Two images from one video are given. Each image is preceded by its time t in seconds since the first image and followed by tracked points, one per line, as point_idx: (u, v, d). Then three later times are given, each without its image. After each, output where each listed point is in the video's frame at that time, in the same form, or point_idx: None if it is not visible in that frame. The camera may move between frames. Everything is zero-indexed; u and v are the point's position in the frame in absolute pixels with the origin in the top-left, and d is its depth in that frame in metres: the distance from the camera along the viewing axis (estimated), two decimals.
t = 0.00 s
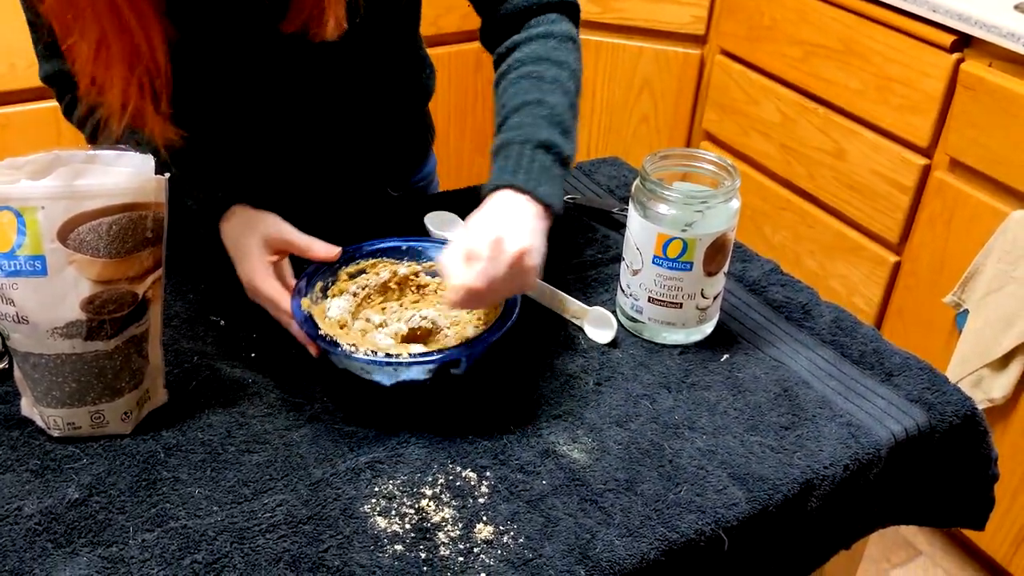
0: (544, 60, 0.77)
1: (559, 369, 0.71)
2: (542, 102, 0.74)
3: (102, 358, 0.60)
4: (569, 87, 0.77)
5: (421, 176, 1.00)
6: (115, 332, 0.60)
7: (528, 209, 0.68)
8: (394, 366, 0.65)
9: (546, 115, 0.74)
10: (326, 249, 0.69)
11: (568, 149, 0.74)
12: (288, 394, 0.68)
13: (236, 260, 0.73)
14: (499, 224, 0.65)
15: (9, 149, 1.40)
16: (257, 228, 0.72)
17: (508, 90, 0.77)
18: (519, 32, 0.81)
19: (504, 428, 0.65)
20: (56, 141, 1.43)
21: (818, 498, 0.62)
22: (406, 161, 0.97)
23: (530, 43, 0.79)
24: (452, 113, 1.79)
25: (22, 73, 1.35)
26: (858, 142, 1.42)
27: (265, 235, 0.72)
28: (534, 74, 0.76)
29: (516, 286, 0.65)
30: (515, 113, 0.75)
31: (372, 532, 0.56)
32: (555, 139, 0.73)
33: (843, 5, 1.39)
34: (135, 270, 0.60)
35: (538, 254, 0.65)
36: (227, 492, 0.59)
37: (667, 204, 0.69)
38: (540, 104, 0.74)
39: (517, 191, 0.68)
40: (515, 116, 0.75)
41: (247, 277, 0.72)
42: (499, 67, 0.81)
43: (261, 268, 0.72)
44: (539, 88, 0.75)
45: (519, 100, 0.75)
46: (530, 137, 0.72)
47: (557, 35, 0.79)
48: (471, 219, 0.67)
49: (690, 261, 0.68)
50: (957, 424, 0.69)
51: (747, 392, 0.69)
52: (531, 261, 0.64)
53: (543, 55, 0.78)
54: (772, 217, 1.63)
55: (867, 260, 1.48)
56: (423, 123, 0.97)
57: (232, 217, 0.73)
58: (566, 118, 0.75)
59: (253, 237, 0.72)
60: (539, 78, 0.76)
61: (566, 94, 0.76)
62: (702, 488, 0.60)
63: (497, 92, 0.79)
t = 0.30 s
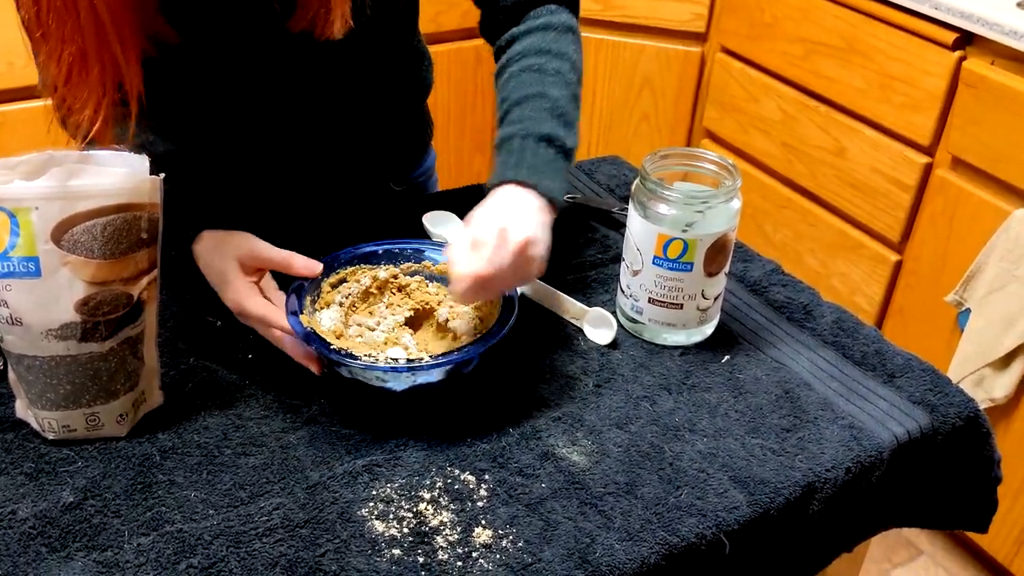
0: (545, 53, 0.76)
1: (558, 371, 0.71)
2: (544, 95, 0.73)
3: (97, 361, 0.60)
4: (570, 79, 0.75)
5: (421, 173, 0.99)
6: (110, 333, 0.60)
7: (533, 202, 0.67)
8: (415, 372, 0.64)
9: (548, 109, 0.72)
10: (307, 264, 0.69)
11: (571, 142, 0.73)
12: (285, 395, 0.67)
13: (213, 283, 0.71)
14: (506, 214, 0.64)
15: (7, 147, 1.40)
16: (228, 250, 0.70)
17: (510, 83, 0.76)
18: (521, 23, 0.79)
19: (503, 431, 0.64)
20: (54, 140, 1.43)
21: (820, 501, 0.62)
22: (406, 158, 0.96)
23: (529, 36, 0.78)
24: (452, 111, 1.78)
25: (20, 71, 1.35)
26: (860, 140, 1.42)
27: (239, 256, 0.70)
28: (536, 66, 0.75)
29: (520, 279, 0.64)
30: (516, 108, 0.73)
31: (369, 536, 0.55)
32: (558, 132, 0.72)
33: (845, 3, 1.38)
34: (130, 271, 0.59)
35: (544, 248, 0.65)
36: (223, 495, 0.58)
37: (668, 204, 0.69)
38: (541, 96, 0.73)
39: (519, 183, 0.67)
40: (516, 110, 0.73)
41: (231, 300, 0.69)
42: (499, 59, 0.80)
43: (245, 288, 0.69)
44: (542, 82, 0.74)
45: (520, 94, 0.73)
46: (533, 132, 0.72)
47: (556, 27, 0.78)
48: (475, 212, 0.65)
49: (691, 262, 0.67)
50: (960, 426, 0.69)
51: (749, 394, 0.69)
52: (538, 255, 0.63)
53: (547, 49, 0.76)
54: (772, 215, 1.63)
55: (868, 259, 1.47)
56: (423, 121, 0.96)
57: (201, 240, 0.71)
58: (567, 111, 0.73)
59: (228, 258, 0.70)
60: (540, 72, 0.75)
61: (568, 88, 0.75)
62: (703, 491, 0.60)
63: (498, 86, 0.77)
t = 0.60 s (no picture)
0: (555, 50, 0.75)
1: (570, 372, 0.70)
2: (554, 92, 0.73)
3: (106, 362, 0.59)
4: (579, 75, 0.75)
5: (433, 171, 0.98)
6: (119, 334, 0.59)
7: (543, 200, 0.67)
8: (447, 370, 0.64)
9: (558, 106, 0.72)
10: (305, 286, 0.68)
11: (581, 140, 0.72)
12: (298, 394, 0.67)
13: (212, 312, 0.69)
14: (516, 214, 0.65)
15: (14, 145, 1.39)
16: (226, 278, 0.69)
17: (517, 81, 0.75)
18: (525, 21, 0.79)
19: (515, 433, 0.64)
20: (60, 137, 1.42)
21: (835, 505, 0.61)
22: (416, 156, 0.95)
23: (538, 33, 0.77)
24: (459, 109, 1.78)
25: (27, 69, 1.34)
26: (870, 138, 1.41)
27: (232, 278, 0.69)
28: (546, 63, 0.74)
29: (537, 275, 0.65)
30: (527, 106, 0.73)
31: (380, 540, 0.55)
32: (569, 130, 0.71)
33: None
34: (138, 272, 0.59)
35: (560, 245, 0.65)
36: (233, 498, 0.57)
37: (680, 204, 0.68)
38: (551, 94, 0.73)
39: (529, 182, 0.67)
40: (525, 108, 0.73)
41: (226, 321, 0.67)
42: (507, 57, 0.79)
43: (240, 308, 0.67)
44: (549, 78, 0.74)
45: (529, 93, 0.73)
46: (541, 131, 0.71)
47: (566, 23, 0.77)
48: (485, 211, 0.67)
49: (704, 262, 0.67)
50: (976, 428, 0.68)
51: (762, 396, 0.68)
52: (549, 252, 0.64)
53: (554, 44, 0.76)
54: (782, 214, 1.62)
55: (878, 258, 1.46)
56: (434, 118, 0.95)
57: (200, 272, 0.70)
58: (577, 108, 0.73)
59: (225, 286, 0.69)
60: (549, 69, 0.74)
61: (575, 82, 0.74)
62: (717, 494, 0.59)
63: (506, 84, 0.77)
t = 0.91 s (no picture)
0: (563, 50, 0.75)
1: (583, 373, 0.70)
2: (562, 94, 0.73)
3: (117, 363, 0.59)
4: (588, 76, 0.75)
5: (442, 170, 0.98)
6: (130, 336, 0.59)
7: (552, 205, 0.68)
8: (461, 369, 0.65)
9: (566, 109, 0.73)
10: (334, 329, 0.63)
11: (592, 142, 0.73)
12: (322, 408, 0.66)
13: (242, 333, 0.66)
14: (520, 221, 0.65)
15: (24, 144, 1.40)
16: (258, 298, 0.66)
17: (526, 82, 0.76)
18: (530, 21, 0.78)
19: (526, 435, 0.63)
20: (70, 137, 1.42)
21: (849, 508, 0.60)
22: (426, 154, 0.95)
23: (546, 32, 0.76)
24: (469, 107, 1.77)
25: (36, 68, 1.35)
26: (882, 136, 1.40)
27: (269, 303, 0.66)
28: (552, 64, 0.75)
29: (538, 282, 0.65)
30: (535, 109, 0.73)
31: (392, 543, 0.55)
32: (579, 133, 0.72)
33: None
34: (150, 274, 0.59)
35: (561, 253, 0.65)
36: (244, 500, 0.57)
37: (693, 204, 0.67)
38: (559, 96, 0.73)
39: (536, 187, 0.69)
40: (536, 110, 0.73)
41: (262, 347, 0.63)
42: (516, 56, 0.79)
43: (280, 337, 0.64)
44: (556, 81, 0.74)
45: (538, 94, 0.74)
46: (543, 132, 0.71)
47: (574, 22, 0.76)
48: (493, 214, 0.67)
49: (717, 262, 0.66)
50: (992, 430, 0.67)
51: (776, 397, 0.68)
52: (552, 258, 0.64)
53: (563, 44, 0.75)
54: (793, 212, 1.61)
55: (890, 257, 1.45)
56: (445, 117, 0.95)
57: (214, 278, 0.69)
58: (587, 110, 0.74)
59: (259, 305, 0.66)
60: (557, 71, 0.74)
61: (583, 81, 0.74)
62: (730, 497, 0.59)
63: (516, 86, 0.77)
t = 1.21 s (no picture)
0: (572, 48, 0.75)
1: (591, 373, 0.70)
2: (573, 91, 0.73)
3: (127, 363, 0.59)
4: (598, 72, 0.75)
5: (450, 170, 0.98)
6: (140, 336, 0.59)
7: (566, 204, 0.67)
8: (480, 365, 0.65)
9: (577, 105, 0.72)
10: (334, 308, 0.63)
11: (603, 139, 0.72)
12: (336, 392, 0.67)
13: (253, 306, 0.65)
14: (532, 223, 0.65)
15: (32, 143, 1.40)
16: (272, 276, 0.65)
17: (536, 79, 0.75)
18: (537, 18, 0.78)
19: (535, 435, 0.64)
20: (79, 136, 1.43)
21: (858, 508, 0.60)
22: (433, 154, 0.95)
23: (555, 31, 0.76)
24: (476, 106, 1.77)
25: (45, 67, 1.35)
26: (891, 135, 1.40)
27: (284, 281, 0.65)
28: (563, 61, 0.74)
29: (557, 282, 0.65)
30: (546, 106, 0.73)
31: (401, 542, 0.55)
32: (591, 130, 0.71)
33: None
34: (159, 275, 0.59)
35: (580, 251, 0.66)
36: (253, 499, 0.57)
37: (702, 204, 0.67)
38: (571, 92, 0.73)
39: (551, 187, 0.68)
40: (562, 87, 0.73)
41: (275, 325, 0.63)
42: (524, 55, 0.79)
43: (293, 316, 0.63)
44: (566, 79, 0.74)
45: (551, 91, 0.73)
46: (551, 132, 0.71)
47: (583, 20, 0.76)
48: (507, 216, 0.67)
49: (726, 262, 0.66)
50: (1001, 431, 0.67)
51: (784, 397, 0.68)
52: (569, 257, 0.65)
53: (571, 41, 0.75)
54: (801, 211, 1.61)
55: (899, 256, 1.45)
56: (452, 115, 0.95)
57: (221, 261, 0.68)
58: (598, 107, 0.73)
59: (271, 282, 0.65)
60: (567, 68, 0.74)
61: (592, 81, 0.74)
62: (738, 497, 0.59)
63: (525, 83, 0.77)
